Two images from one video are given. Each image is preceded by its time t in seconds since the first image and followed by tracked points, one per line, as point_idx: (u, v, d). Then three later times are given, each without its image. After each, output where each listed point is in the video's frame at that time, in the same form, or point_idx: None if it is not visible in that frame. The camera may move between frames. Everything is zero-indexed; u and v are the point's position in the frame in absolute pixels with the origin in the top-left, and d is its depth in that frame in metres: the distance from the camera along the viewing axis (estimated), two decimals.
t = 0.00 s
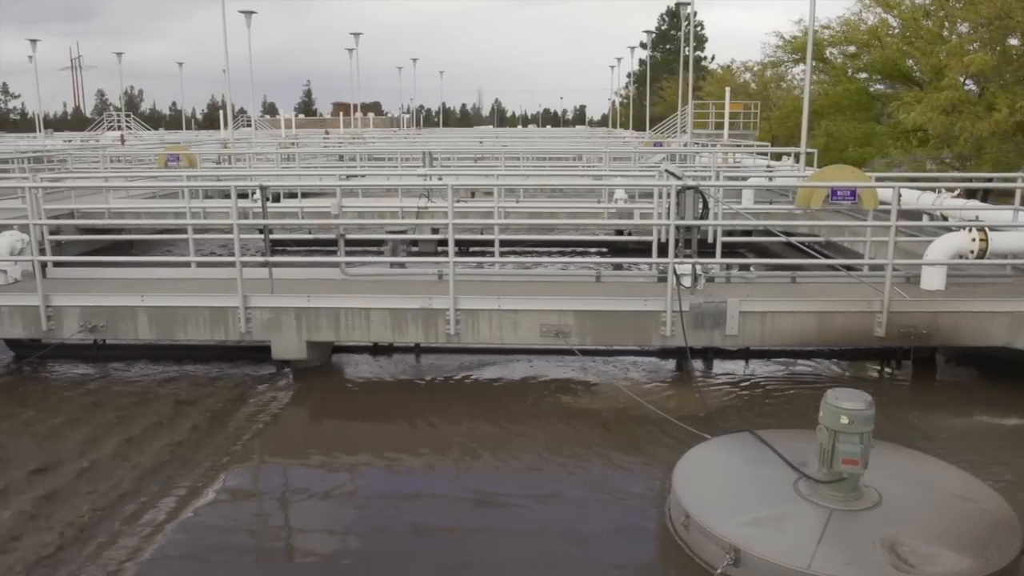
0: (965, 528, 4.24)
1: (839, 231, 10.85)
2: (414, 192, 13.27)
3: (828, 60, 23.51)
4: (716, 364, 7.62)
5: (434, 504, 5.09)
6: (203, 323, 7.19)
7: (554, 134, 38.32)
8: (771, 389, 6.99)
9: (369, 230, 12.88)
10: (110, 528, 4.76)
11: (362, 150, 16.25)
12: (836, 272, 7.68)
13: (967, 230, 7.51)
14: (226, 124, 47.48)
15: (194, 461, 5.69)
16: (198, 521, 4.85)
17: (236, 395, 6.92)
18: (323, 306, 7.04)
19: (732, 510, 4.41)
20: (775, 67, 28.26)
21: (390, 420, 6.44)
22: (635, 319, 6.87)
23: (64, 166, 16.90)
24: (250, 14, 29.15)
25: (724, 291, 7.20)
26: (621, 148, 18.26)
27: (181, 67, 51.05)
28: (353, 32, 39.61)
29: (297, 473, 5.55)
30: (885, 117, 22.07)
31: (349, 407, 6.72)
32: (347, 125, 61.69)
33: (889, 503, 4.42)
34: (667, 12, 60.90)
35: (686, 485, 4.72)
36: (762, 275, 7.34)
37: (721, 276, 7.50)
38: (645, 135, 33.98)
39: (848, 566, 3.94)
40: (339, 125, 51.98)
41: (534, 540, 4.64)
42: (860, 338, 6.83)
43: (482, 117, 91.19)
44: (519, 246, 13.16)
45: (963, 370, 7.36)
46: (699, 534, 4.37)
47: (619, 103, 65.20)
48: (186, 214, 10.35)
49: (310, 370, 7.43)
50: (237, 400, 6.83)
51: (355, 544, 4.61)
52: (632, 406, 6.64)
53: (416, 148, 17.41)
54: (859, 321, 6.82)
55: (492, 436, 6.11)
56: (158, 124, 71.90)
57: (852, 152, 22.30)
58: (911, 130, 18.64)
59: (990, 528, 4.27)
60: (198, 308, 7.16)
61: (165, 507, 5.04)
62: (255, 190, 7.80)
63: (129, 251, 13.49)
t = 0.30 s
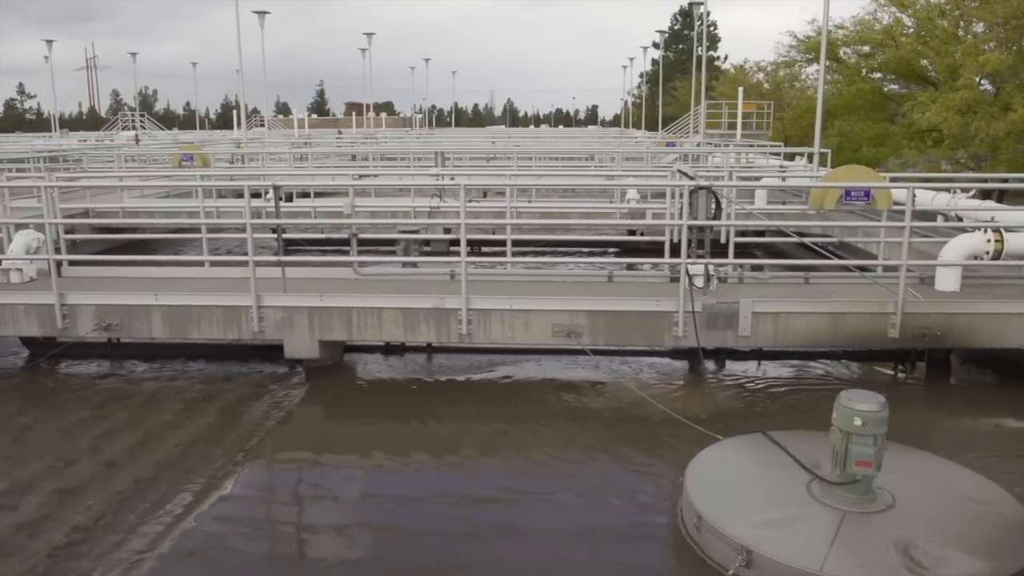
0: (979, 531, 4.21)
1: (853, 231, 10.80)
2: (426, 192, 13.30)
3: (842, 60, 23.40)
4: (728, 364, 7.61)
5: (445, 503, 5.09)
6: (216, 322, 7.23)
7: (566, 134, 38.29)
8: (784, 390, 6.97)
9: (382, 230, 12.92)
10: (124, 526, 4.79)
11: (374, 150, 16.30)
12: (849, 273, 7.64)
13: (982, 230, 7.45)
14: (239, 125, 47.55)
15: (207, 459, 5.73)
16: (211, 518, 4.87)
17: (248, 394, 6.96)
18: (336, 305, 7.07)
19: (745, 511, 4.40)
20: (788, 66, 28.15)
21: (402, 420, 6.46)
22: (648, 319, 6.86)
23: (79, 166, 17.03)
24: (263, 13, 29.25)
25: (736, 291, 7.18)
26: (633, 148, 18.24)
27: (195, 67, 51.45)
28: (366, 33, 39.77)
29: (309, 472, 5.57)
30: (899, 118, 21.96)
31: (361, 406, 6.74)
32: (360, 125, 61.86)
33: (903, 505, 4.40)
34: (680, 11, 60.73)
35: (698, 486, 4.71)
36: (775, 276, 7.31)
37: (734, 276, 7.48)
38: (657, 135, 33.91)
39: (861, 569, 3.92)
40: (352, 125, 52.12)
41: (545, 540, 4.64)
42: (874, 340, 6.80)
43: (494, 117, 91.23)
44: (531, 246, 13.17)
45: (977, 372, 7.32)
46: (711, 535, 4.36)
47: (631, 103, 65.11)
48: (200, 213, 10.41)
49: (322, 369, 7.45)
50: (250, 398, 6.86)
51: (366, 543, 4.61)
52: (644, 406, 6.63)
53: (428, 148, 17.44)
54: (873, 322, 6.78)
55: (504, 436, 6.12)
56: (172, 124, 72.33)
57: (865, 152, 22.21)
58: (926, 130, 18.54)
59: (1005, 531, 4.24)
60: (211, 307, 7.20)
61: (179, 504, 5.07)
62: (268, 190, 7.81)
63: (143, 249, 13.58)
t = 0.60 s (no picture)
0: (998, 535, 4.17)
1: (870, 232, 10.73)
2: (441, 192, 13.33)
3: (859, 60, 23.24)
4: (744, 365, 7.58)
5: (459, 503, 5.10)
6: (232, 321, 7.27)
7: (580, 134, 38.25)
8: (799, 391, 6.93)
9: (397, 230, 12.97)
10: (141, 523, 4.83)
11: (389, 150, 16.35)
12: (867, 274, 7.59)
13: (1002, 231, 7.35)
14: (256, 124, 47.82)
15: (223, 457, 5.76)
16: (227, 516, 4.91)
17: (264, 392, 7.00)
18: (351, 304, 7.10)
19: (760, 513, 4.38)
20: (805, 66, 28.00)
21: (417, 419, 6.48)
22: (663, 320, 6.84)
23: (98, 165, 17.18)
24: (280, 14, 29.37)
25: (752, 292, 7.15)
26: (648, 148, 18.20)
27: (213, 67, 52.00)
28: (382, 34, 39.90)
29: (324, 470, 5.59)
30: (916, 117, 21.81)
31: (376, 405, 6.76)
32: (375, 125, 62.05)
33: (920, 508, 4.37)
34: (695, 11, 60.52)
35: (713, 487, 4.70)
36: (792, 276, 7.27)
37: (749, 277, 7.44)
38: (673, 135, 33.82)
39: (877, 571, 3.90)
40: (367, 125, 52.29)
41: (559, 540, 4.64)
42: (891, 341, 6.75)
43: (508, 117, 91.27)
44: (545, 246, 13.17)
45: (995, 374, 7.25)
46: (726, 537, 4.34)
47: (646, 103, 64.96)
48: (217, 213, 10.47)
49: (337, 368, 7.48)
50: (266, 397, 6.90)
51: (380, 542, 4.63)
52: (658, 407, 6.62)
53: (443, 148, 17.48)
54: (890, 324, 6.73)
55: (518, 436, 6.12)
56: (189, 124, 72.83)
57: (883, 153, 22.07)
58: (944, 130, 18.40)
59: None
60: (228, 306, 7.24)
61: (195, 502, 5.11)
62: (284, 189, 7.84)
63: (161, 248, 13.68)
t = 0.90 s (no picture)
0: (1016, 540, 4.12)
1: (887, 233, 10.66)
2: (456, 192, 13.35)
3: (877, 59, 23.07)
4: (759, 366, 7.55)
5: (472, 502, 5.11)
6: (248, 319, 7.32)
7: (595, 134, 38.18)
8: (815, 393, 6.90)
9: (411, 230, 13.00)
10: (157, 520, 4.87)
11: (404, 150, 16.38)
12: (884, 275, 7.54)
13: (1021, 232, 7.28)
14: (272, 124, 48.02)
15: (239, 455, 5.80)
16: (243, 514, 4.94)
17: (280, 391, 7.04)
18: (366, 304, 7.12)
19: (775, 514, 4.36)
20: (822, 65, 27.83)
21: (431, 419, 6.50)
22: (678, 320, 6.83)
23: (116, 164, 17.32)
24: (297, 13, 29.45)
25: (768, 293, 7.12)
26: (663, 148, 18.16)
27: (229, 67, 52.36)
28: (398, 35, 40.04)
29: (339, 469, 5.61)
30: (935, 118, 21.64)
31: (390, 404, 6.78)
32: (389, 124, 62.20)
33: (937, 511, 4.33)
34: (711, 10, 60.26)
35: (728, 488, 4.68)
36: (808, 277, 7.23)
37: (765, 278, 7.41)
38: (688, 135, 33.69)
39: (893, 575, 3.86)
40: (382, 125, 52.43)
41: (572, 541, 4.63)
42: (908, 343, 6.71)
43: (523, 117, 91.25)
44: (559, 246, 13.16)
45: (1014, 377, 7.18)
46: (741, 538, 4.33)
47: (661, 103, 64.78)
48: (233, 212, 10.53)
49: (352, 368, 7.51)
50: (281, 395, 6.94)
51: (395, 541, 4.64)
52: (673, 408, 6.60)
53: (458, 148, 17.49)
54: (908, 325, 6.69)
55: (532, 436, 6.13)
56: (206, 124, 73.31)
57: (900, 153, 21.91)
58: (963, 130, 18.25)
59: None
60: (244, 305, 7.29)
61: (211, 499, 5.15)
62: (300, 189, 7.87)
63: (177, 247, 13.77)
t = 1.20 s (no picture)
0: None
1: (905, 234, 10.58)
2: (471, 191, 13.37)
3: (896, 59, 22.90)
4: (775, 367, 7.51)
5: (487, 502, 5.12)
6: (265, 318, 7.36)
7: (610, 134, 38.10)
8: (831, 395, 6.86)
9: (427, 229, 13.03)
10: (175, 517, 4.91)
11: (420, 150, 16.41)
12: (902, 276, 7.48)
13: None
14: (289, 124, 48.19)
15: (255, 453, 5.83)
16: (260, 512, 4.97)
17: (296, 389, 7.08)
18: (382, 303, 7.15)
19: (792, 516, 4.34)
20: (840, 65, 27.66)
21: (447, 418, 6.51)
22: (694, 321, 6.81)
23: (135, 164, 17.45)
24: (314, 13, 29.52)
25: (784, 294, 7.08)
26: (680, 148, 18.11)
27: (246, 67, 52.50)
28: (415, 35, 40.15)
29: (355, 467, 5.64)
30: (954, 118, 21.46)
31: (406, 403, 6.80)
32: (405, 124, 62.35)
33: (955, 515, 4.30)
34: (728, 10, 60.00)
35: (745, 490, 4.67)
36: (825, 278, 7.19)
37: (782, 279, 7.37)
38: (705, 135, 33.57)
39: None
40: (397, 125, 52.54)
41: (587, 541, 4.63)
42: (926, 345, 6.65)
43: (538, 117, 91.22)
44: (574, 247, 13.15)
45: None
46: (757, 541, 4.31)
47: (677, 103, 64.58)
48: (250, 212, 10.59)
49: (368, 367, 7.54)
50: (297, 394, 6.97)
51: (410, 541, 4.64)
52: (689, 409, 6.58)
53: (473, 148, 17.51)
54: (926, 327, 6.64)
55: (547, 436, 6.13)
56: (223, 124, 73.77)
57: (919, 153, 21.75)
58: (983, 130, 18.10)
59: None
60: (261, 304, 7.33)
61: (228, 497, 5.18)
62: (317, 188, 7.90)
63: (195, 246, 13.86)
